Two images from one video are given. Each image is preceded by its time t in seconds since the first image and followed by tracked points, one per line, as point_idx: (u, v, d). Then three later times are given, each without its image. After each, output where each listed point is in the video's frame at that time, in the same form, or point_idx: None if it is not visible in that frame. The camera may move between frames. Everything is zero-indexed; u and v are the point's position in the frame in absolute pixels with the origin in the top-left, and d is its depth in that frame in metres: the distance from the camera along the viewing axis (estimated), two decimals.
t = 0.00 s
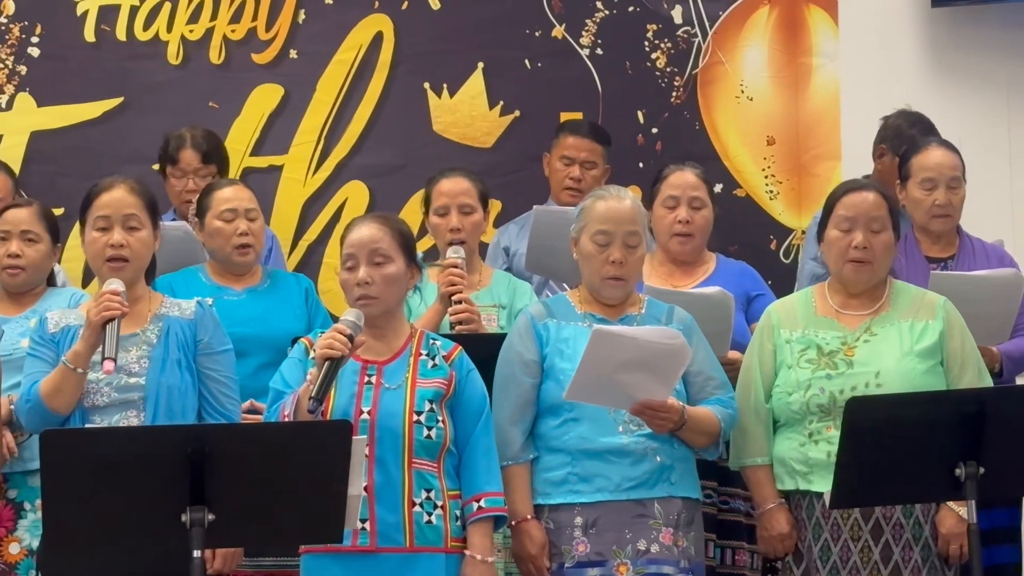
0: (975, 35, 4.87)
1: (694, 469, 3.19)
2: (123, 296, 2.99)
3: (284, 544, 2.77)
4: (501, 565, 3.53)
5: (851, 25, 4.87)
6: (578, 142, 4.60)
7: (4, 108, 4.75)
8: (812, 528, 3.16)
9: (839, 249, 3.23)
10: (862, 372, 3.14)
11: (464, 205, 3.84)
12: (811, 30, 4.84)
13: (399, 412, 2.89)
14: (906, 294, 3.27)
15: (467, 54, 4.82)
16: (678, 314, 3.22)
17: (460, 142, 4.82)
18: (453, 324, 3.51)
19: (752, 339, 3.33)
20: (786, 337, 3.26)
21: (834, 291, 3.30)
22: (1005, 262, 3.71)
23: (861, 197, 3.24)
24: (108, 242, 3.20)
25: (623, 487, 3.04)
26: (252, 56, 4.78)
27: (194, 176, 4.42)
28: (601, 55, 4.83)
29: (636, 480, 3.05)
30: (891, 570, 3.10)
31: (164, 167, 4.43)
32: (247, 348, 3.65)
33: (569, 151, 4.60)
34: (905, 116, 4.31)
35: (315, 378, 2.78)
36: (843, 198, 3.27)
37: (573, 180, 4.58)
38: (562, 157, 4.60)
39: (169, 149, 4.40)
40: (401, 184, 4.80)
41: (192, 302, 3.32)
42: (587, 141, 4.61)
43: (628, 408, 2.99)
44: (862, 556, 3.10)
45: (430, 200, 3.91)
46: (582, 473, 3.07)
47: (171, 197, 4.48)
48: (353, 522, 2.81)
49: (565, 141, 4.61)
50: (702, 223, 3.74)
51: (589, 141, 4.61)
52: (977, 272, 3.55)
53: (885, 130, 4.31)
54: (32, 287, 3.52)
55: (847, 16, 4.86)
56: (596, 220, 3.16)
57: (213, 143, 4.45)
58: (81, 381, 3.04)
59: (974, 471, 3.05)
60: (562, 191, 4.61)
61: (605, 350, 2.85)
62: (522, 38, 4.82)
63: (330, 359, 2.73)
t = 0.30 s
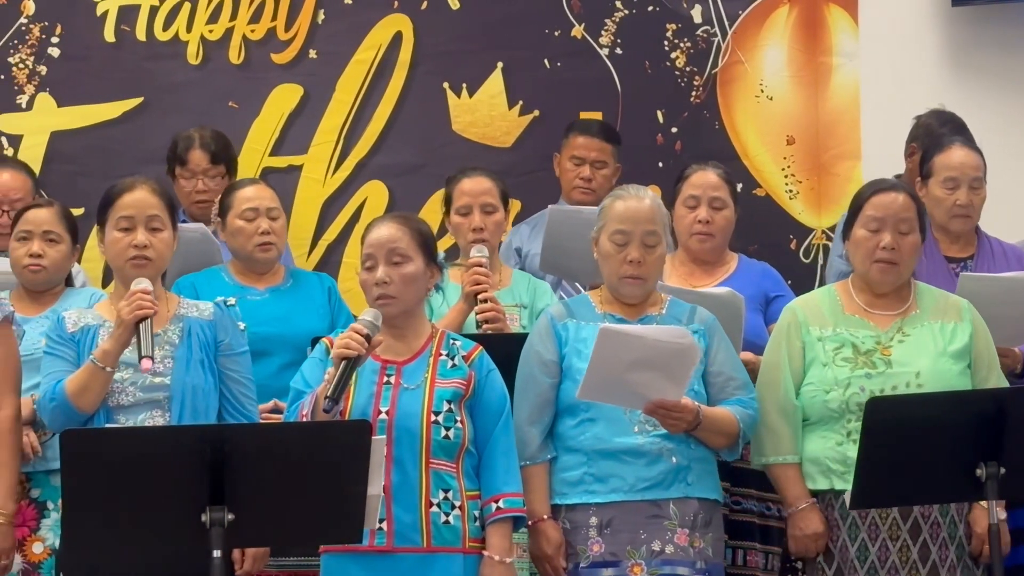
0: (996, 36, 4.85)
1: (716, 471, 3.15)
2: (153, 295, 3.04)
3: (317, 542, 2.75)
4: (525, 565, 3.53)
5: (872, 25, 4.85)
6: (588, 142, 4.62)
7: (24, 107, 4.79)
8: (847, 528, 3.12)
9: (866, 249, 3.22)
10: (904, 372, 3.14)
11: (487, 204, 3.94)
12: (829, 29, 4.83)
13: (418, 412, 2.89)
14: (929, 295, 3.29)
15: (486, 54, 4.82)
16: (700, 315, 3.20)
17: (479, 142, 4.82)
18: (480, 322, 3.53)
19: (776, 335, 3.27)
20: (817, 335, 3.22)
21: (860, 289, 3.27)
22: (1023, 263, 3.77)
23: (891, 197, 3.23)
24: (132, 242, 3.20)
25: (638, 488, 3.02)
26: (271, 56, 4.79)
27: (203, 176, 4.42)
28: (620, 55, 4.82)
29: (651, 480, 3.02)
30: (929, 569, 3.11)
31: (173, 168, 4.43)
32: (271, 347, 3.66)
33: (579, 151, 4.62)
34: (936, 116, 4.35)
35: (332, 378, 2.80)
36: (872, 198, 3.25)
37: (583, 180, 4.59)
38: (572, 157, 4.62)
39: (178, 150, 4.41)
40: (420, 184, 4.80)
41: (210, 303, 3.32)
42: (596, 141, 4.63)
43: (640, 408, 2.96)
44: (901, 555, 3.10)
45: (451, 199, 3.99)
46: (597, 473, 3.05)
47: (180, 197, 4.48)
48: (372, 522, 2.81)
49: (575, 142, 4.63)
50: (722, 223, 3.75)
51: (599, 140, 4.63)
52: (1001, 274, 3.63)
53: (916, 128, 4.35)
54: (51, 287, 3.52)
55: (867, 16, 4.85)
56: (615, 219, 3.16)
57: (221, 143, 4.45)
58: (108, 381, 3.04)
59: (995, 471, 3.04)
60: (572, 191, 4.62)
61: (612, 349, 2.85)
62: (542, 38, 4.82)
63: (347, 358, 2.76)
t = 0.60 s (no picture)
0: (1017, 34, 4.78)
1: (737, 470, 3.13)
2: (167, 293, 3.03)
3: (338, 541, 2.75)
4: (541, 565, 3.50)
5: (892, 24, 4.80)
6: (595, 141, 4.62)
7: (44, 107, 4.81)
8: (886, 527, 3.11)
9: (892, 248, 3.22)
10: (946, 372, 3.14)
11: (504, 204, 3.98)
12: (850, 28, 4.81)
13: (428, 412, 2.88)
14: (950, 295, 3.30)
15: (505, 52, 4.81)
16: (720, 314, 3.19)
17: (497, 141, 4.82)
18: (495, 321, 3.54)
19: (806, 331, 3.21)
20: (852, 333, 3.20)
21: (887, 288, 3.27)
22: None
23: (917, 197, 3.23)
24: (147, 240, 3.21)
25: (655, 488, 3.00)
26: (290, 56, 4.79)
27: (216, 176, 4.42)
28: (639, 53, 4.82)
29: (669, 480, 3.00)
30: (969, 567, 3.12)
31: (185, 169, 4.43)
32: (286, 346, 3.68)
33: (586, 149, 4.62)
34: (961, 113, 4.45)
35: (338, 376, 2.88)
36: (898, 197, 3.25)
37: (592, 178, 4.60)
38: (580, 156, 4.62)
39: (189, 150, 4.41)
40: (439, 183, 4.80)
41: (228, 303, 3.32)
42: (605, 140, 4.63)
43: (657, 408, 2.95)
44: (943, 554, 3.10)
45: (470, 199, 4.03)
46: (615, 472, 3.03)
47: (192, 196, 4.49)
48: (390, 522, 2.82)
49: (582, 140, 4.63)
50: (741, 223, 3.74)
51: (606, 139, 4.64)
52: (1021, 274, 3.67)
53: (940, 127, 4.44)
54: (68, 287, 3.53)
55: (887, 14, 4.80)
56: (635, 218, 3.15)
57: (234, 143, 4.45)
58: (122, 379, 3.04)
59: (1015, 470, 3.05)
60: (581, 190, 4.62)
61: (627, 347, 2.85)
62: (560, 36, 4.82)
63: (355, 357, 2.84)
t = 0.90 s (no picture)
0: None
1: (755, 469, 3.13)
2: (168, 292, 2.99)
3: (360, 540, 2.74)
4: (549, 564, 3.40)
5: (911, 18, 4.78)
6: (603, 138, 4.63)
7: (61, 106, 4.82)
8: (914, 526, 3.11)
9: (913, 246, 3.22)
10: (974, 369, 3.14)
11: (517, 202, 3.99)
12: (867, 25, 4.81)
13: (436, 410, 2.88)
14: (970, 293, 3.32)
15: (522, 50, 4.82)
16: (738, 312, 3.19)
17: (515, 139, 4.82)
18: (502, 320, 3.54)
19: (830, 328, 3.20)
20: (879, 330, 3.19)
21: (909, 285, 3.27)
22: None
23: (937, 193, 3.24)
24: (158, 237, 3.23)
25: (676, 486, 3.00)
26: (307, 54, 4.80)
27: (233, 175, 4.43)
28: (656, 51, 4.82)
29: (690, 479, 3.00)
30: (995, 566, 3.12)
31: (203, 168, 4.44)
32: (295, 346, 3.68)
33: (594, 147, 4.63)
34: (976, 109, 4.44)
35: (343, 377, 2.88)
36: (918, 194, 3.26)
37: (599, 176, 4.60)
38: (587, 153, 4.62)
39: (207, 149, 4.41)
40: (456, 181, 4.80)
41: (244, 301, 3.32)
42: (613, 137, 4.63)
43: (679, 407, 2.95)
44: (970, 553, 3.10)
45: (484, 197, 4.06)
46: (636, 472, 3.03)
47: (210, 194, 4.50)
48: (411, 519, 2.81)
49: (590, 138, 4.64)
50: (757, 218, 3.75)
51: (614, 136, 4.64)
52: None
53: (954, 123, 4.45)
54: (85, 287, 3.54)
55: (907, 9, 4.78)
56: (654, 215, 3.15)
57: (252, 142, 4.45)
58: (127, 377, 3.05)
59: None
60: (589, 188, 4.63)
61: (652, 347, 2.84)
62: (577, 34, 4.82)
63: (359, 357, 2.86)
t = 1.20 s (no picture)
0: None
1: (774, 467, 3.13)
2: (176, 291, 2.98)
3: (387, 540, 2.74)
4: (560, 563, 3.38)
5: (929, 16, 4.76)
6: (613, 138, 4.63)
7: (80, 105, 4.84)
8: (921, 525, 3.10)
9: (930, 245, 3.22)
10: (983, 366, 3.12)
11: (533, 201, 3.99)
12: (885, 23, 4.80)
13: (449, 409, 2.87)
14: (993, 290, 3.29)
15: (541, 49, 4.82)
16: (755, 311, 3.19)
17: (534, 138, 4.82)
18: (513, 319, 3.55)
19: (842, 326, 3.22)
20: (890, 327, 3.19)
21: (927, 282, 3.26)
22: None
23: (951, 191, 3.24)
24: (172, 238, 3.23)
25: (699, 485, 2.99)
26: (326, 53, 4.81)
27: (257, 173, 4.44)
28: (674, 50, 4.82)
29: (712, 477, 3.00)
30: (1005, 566, 3.12)
31: (228, 166, 4.47)
32: (310, 345, 3.67)
33: (604, 145, 4.63)
34: (987, 107, 4.40)
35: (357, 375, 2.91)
36: (933, 192, 3.25)
37: (609, 175, 4.61)
38: (597, 152, 4.63)
39: (232, 148, 4.43)
40: (475, 180, 4.80)
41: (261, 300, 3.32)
42: (622, 136, 4.63)
43: (703, 406, 2.95)
44: (977, 552, 3.11)
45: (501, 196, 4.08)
46: (658, 470, 3.03)
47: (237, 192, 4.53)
48: (429, 518, 2.81)
49: (600, 136, 4.64)
50: (774, 214, 3.75)
51: (624, 135, 4.64)
52: None
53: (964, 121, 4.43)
54: (107, 287, 3.55)
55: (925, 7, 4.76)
56: (674, 214, 3.15)
57: (277, 141, 4.45)
58: (138, 377, 3.04)
59: None
60: (599, 186, 4.63)
61: (680, 346, 2.84)
62: (596, 33, 4.82)
63: (372, 354, 2.91)
